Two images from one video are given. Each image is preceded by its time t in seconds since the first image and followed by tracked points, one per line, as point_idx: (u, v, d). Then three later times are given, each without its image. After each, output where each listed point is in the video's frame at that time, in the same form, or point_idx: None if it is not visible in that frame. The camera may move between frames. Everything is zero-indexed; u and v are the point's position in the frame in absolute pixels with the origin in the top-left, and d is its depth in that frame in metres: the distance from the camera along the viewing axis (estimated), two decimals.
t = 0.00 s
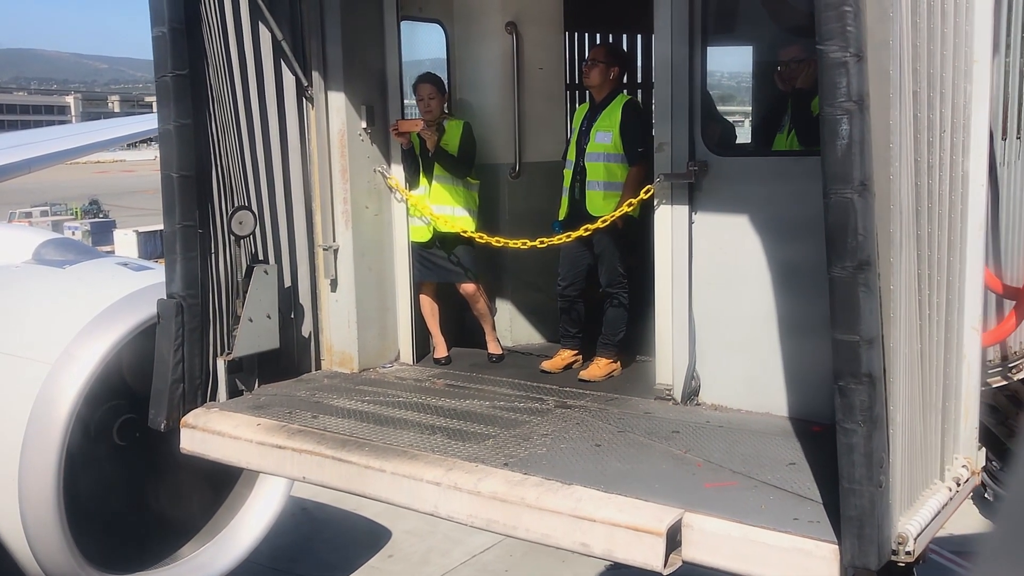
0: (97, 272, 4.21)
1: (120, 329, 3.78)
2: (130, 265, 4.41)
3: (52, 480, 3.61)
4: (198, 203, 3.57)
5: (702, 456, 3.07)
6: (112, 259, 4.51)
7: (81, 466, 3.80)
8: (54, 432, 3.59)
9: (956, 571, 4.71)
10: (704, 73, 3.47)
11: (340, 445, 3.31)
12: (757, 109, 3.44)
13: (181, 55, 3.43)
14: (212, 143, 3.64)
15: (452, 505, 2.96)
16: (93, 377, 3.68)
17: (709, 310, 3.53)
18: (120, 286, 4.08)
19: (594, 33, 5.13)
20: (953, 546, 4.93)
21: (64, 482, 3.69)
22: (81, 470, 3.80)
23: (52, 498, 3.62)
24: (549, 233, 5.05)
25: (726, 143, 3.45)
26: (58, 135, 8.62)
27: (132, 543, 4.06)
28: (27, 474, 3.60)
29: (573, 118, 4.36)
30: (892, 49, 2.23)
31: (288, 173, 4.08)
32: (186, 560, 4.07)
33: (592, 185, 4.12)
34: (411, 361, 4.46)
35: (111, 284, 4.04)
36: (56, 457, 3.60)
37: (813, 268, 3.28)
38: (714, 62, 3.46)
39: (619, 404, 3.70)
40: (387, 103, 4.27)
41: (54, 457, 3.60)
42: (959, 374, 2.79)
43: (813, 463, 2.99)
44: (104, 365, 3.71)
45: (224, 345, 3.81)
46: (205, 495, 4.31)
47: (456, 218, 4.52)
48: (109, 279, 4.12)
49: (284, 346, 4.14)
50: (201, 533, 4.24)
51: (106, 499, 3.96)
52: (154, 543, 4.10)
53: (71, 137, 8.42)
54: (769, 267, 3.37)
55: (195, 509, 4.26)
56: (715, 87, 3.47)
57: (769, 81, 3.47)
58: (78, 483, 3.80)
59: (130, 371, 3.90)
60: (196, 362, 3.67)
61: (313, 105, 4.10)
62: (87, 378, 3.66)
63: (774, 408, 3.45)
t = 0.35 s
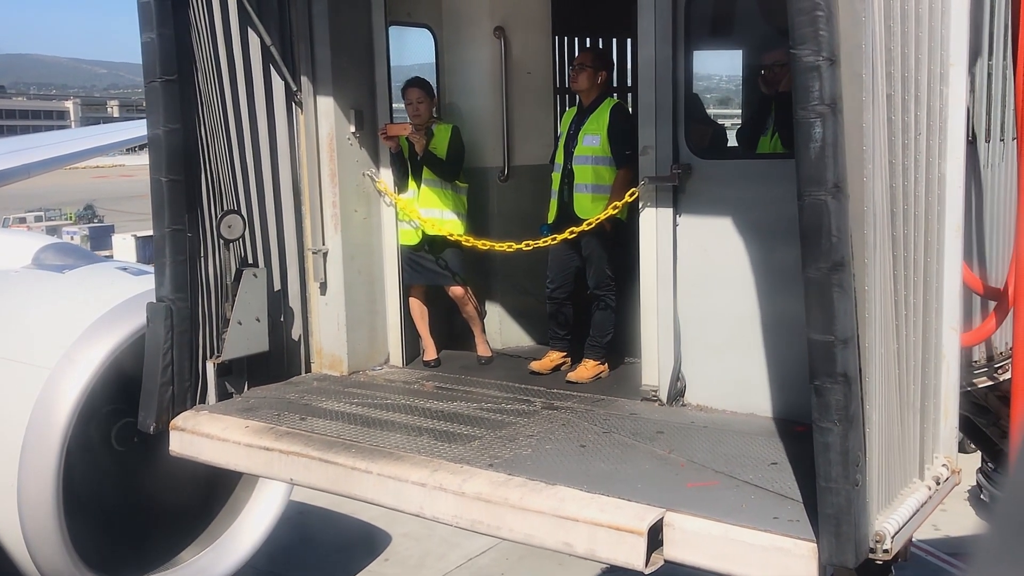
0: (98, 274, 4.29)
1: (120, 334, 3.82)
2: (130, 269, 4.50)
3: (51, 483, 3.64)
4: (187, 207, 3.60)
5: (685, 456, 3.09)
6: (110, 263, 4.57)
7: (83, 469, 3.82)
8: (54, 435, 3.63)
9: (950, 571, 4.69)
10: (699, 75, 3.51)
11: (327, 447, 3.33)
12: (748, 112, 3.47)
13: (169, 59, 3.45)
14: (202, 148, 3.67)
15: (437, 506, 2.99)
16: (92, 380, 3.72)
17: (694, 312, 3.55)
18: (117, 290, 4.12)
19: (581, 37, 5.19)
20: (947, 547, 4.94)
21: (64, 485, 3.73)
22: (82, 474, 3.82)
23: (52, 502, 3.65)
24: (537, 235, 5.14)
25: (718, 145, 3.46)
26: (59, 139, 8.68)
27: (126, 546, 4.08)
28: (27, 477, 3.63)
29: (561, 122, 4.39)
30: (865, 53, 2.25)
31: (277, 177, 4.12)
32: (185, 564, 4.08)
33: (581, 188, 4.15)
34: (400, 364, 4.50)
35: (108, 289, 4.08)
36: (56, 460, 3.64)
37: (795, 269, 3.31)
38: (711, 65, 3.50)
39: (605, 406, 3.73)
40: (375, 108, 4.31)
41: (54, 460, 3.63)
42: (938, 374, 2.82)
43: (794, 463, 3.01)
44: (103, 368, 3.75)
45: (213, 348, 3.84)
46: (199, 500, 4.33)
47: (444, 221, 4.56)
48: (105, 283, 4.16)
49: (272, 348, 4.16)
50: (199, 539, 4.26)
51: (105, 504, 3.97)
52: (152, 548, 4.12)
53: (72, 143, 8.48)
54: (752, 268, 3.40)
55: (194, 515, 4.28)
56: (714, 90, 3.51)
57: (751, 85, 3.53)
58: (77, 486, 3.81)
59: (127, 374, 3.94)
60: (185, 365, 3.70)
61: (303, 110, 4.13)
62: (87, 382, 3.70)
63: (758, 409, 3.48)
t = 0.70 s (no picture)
0: (98, 282, 4.33)
1: (121, 341, 3.83)
2: (132, 277, 4.55)
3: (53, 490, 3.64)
4: (182, 214, 3.63)
5: (674, 461, 3.11)
6: (111, 271, 4.61)
7: (84, 476, 3.84)
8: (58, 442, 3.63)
9: None
10: (699, 83, 3.52)
11: (319, 451, 3.35)
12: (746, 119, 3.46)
13: (166, 67, 3.47)
14: (198, 155, 3.69)
15: (428, 510, 3.01)
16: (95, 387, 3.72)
17: (685, 318, 3.58)
18: (120, 301, 4.15)
19: (575, 46, 5.25)
20: (943, 553, 4.96)
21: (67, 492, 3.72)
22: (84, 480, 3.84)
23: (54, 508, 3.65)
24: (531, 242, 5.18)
25: (714, 153, 3.46)
26: (61, 147, 8.73)
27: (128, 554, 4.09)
28: (30, 484, 3.63)
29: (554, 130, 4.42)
30: (847, 61, 2.27)
31: (273, 184, 4.15)
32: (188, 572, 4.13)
33: (575, 195, 4.17)
34: (395, 370, 4.53)
35: (108, 298, 4.12)
36: (58, 467, 3.63)
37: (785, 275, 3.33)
38: (711, 73, 3.50)
39: (597, 411, 3.76)
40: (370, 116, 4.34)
41: (57, 467, 3.63)
42: (924, 379, 2.84)
43: (783, 468, 3.03)
44: (106, 376, 3.76)
45: (208, 353, 3.87)
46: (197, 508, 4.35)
47: (438, 227, 4.60)
48: (104, 291, 4.20)
49: (268, 354, 4.18)
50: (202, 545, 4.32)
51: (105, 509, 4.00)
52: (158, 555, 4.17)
53: (75, 150, 8.53)
54: (742, 275, 3.42)
55: (196, 522, 4.32)
56: (716, 98, 3.51)
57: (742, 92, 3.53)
58: (79, 493, 3.84)
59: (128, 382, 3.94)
60: (180, 371, 3.72)
61: (298, 117, 4.18)
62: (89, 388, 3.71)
63: (748, 414, 3.50)
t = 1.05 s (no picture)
0: (104, 291, 4.34)
1: (124, 349, 3.82)
2: (138, 285, 4.56)
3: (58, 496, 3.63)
4: (189, 220, 3.63)
5: (681, 469, 3.09)
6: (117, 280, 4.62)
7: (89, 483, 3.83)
8: (63, 445, 3.63)
9: None
10: (707, 94, 3.51)
11: (324, 458, 3.34)
12: (754, 131, 3.43)
13: (173, 72, 3.48)
14: (204, 161, 3.69)
15: (433, 518, 2.99)
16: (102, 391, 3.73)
17: (692, 326, 3.56)
18: (128, 309, 4.15)
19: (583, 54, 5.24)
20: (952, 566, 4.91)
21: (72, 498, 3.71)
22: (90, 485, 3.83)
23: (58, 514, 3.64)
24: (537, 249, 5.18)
25: (722, 161, 3.46)
26: (71, 155, 8.78)
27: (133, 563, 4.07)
28: (36, 489, 3.62)
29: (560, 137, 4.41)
30: (857, 66, 2.26)
31: (279, 190, 4.15)
32: None
33: (581, 202, 4.16)
34: (401, 377, 4.52)
35: (115, 307, 4.13)
36: (63, 471, 3.63)
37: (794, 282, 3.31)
38: (718, 84, 3.50)
39: (604, 420, 3.74)
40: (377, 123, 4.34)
41: (62, 471, 3.62)
42: (934, 388, 2.82)
43: (791, 477, 3.01)
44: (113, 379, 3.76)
45: (214, 360, 3.85)
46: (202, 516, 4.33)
47: (445, 234, 4.58)
48: (110, 298, 4.21)
49: (273, 361, 4.19)
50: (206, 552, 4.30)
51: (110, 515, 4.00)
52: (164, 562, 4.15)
53: (85, 158, 8.58)
54: (750, 283, 3.40)
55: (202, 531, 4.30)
56: (723, 109, 3.49)
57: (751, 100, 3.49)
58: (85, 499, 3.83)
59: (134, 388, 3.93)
60: (186, 377, 3.71)
61: (305, 123, 4.17)
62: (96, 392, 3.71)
63: (756, 423, 3.47)
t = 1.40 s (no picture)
0: (111, 292, 4.33)
1: (131, 352, 3.80)
2: (144, 286, 4.56)
3: (64, 499, 3.61)
4: (198, 224, 3.63)
5: (691, 476, 3.08)
6: (123, 280, 4.61)
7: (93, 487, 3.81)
8: (68, 446, 3.60)
9: None
10: (713, 96, 3.52)
11: (333, 463, 3.33)
12: (761, 132, 3.48)
13: (182, 76, 3.47)
14: (213, 165, 3.69)
15: (442, 524, 2.98)
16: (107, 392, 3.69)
17: (702, 332, 3.55)
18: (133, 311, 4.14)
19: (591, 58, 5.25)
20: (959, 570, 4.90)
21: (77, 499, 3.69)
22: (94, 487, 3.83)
23: (63, 517, 3.63)
24: (545, 254, 5.17)
25: (731, 166, 3.45)
26: (76, 156, 8.78)
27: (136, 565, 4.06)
28: (39, 490, 3.59)
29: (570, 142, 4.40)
30: (871, 74, 2.24)
31: (287, 194, 4.15)
32: None
33: (588, 207, 4.15)
34: (409, 381, 4.52)
35: (121, 308, 4.12)
36: (68, 472, 3.60)
37: (804, 287, 3.30)
38: (725, 86, 3.51)
39: (613, 425, 3.73)
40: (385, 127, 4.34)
41: (68, 472, 3.60)
42: (946, 396, 2.80)
43: (801, 484, 2.99)
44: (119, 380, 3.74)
45: (222, 364, 3.85)
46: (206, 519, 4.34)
47: (453, 239, 4.59)
48: (119, 300, 4.21)
49: (281, 364, 4.18)
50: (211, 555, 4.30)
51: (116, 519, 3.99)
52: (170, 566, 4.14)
53: (90, 159, 8.59)
54: (760, 289, 3.40)
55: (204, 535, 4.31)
56: (728, 111, 3.52)
57: (760, 103, 3.57)
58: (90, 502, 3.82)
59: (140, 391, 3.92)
60: (194, 382, 3.71)
61: (314, 127, 4.18)
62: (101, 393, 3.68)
63: (765, 429, 3.46)
